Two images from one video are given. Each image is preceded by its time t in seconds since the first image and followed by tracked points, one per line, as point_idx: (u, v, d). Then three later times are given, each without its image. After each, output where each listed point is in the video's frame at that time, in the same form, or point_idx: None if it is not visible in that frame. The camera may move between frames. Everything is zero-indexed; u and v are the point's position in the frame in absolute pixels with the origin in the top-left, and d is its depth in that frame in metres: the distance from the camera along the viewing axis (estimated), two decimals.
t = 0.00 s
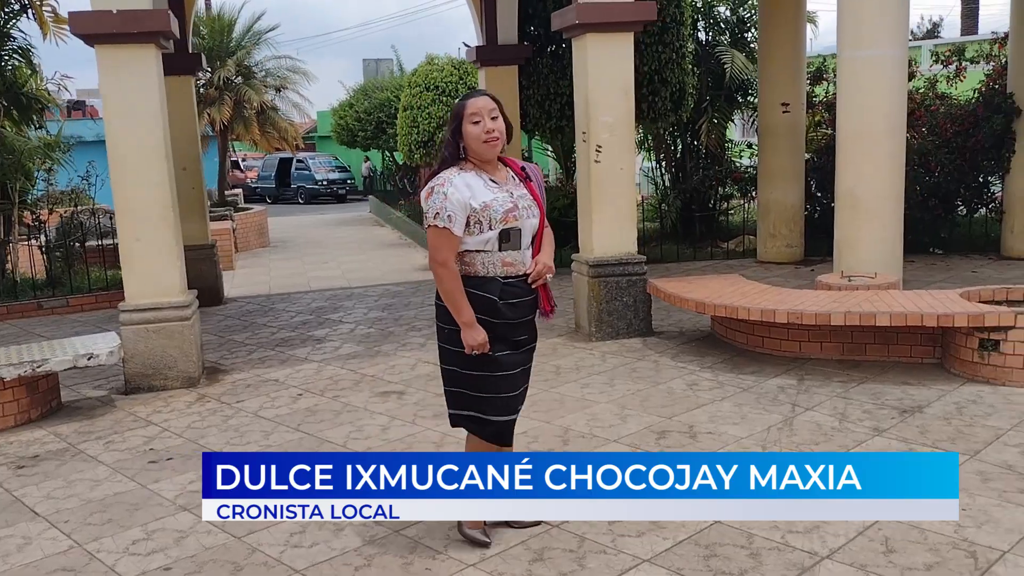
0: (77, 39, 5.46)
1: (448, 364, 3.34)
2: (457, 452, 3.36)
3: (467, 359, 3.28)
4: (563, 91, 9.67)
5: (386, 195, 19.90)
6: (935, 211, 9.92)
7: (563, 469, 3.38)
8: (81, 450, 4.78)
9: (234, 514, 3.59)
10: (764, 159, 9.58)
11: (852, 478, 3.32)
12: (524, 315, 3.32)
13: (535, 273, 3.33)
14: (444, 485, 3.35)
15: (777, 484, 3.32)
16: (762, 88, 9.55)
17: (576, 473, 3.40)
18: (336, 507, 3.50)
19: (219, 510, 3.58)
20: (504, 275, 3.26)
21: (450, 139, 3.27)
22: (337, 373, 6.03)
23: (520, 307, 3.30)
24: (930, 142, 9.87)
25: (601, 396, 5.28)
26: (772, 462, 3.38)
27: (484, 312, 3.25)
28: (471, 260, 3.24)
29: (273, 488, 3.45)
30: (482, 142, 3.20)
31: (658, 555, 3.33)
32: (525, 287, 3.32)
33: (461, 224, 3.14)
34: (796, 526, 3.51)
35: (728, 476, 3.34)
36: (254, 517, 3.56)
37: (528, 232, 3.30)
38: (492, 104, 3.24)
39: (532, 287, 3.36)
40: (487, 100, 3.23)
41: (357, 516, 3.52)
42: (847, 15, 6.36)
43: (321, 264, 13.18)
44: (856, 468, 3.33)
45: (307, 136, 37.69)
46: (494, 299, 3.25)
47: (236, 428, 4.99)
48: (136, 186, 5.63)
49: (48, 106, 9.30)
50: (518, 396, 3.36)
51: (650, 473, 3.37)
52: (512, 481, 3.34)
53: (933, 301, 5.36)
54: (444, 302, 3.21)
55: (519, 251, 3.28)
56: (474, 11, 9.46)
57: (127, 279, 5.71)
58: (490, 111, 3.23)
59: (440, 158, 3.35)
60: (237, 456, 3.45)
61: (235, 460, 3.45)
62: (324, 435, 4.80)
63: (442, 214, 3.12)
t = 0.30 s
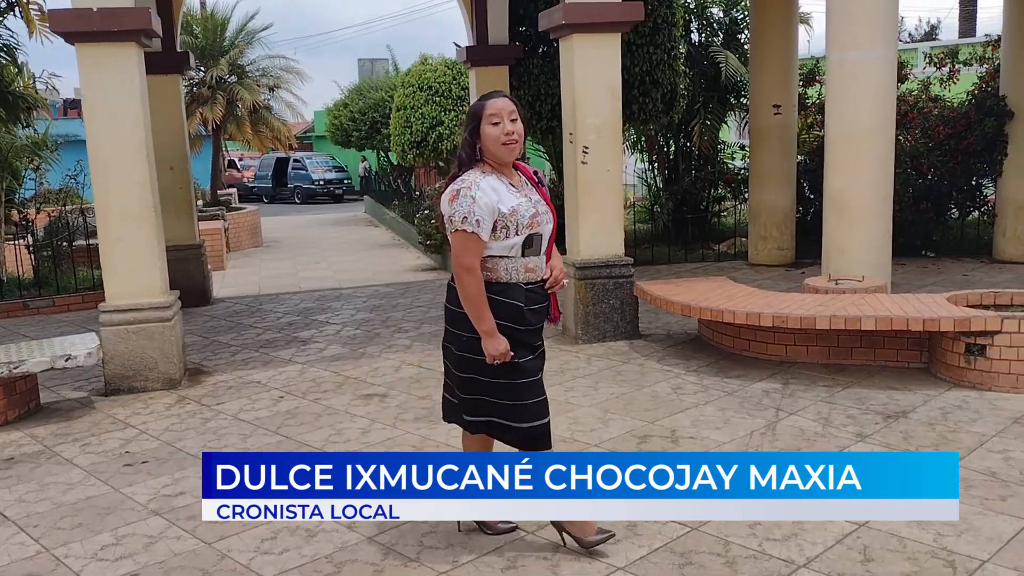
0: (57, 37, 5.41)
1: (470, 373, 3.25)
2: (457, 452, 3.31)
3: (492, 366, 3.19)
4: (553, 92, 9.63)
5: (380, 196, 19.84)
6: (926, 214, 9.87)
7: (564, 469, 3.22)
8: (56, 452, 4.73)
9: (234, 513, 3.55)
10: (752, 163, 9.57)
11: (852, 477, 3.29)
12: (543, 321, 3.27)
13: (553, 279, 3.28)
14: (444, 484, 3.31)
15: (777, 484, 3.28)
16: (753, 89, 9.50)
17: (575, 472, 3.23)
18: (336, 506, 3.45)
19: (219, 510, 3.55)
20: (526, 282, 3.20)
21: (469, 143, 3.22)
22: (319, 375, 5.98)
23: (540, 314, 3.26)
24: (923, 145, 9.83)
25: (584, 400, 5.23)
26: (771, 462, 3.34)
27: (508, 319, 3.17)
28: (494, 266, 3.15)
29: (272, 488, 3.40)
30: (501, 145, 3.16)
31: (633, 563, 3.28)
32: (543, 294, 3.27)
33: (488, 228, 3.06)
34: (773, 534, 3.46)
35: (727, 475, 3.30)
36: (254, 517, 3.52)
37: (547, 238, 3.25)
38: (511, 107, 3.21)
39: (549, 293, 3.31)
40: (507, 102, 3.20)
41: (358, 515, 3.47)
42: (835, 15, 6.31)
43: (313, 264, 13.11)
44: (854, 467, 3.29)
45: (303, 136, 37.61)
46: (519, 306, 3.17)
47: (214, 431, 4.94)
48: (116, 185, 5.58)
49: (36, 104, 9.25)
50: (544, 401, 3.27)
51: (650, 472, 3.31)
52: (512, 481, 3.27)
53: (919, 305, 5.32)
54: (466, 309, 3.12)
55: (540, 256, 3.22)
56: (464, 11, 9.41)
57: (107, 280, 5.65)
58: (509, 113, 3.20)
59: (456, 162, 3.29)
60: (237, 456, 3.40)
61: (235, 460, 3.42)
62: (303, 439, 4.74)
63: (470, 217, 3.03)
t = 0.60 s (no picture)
0: (35, 34, 5.32)
1: (510, 385, 3.15)
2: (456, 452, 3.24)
3: (535, 372, 3.11)
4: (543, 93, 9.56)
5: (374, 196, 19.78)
6: (920, 215, 9.79)
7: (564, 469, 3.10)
8: (30, 456, 4.65)
9: (234, 513, 3.47)
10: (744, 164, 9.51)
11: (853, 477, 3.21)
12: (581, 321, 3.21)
13: (587, 276, 3.22)
14: (444, 485, 3.23)
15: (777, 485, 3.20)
16: (746, 89, 9.41)
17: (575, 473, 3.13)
18: (335, 507, 3.36)
19: (219, 510, 3.47)
20: (567, 281, 3.12)
21: (494, 142, 3.08)
22: (302, 378, 5.90)
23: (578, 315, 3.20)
24: (917, 146, 9.75)
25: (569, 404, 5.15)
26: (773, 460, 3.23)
27: (555, 321, 3.08)
28: (536, 268, 3.05)
29: (272, 488, 3.32)
30: (528, 142, 3.05)
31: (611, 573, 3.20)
32: (579, 292, 3.21)
33: (533, 230, 2.94)
34: (755, 543, 3.38)
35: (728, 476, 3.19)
36: (254, 517, 3.45)
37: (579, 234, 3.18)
38: (535, 102, 3.08)
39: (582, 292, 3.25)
40: (531, 97, 3.07)
41: (357, 516, 3.40)
42: (826, 15, 6.22)
43: (304, 265, 13.04)
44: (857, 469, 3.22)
45: (299, 136, 37.53)
46: (565, 306, 3.09)
47: (191, 435, 4.85)
48: (95, 186, 5.49)
49: (22, 103, 9.16)
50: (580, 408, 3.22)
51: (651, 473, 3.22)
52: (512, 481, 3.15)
53: (909, 307, 5.24)
54: (518, 315, 3.00)
55: (574, 254, 3.15)
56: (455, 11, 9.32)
57: (86, 281, 5.57)
58: (535, 108, 3.07)
59: (479, 162, 3.13)
60: (237, 456, 3.31)
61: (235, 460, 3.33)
62: (280, 443, 4.66)
63: (516, 219, 2.89)
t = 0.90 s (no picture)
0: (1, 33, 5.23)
1: (502, 390, 3.02)
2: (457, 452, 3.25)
3: (537, 378, 2.97)
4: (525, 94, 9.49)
5: (360, 197, 19.67)
6: (901, 219, 9.79)
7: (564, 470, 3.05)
8: None
9: (234, 513, 3.52)
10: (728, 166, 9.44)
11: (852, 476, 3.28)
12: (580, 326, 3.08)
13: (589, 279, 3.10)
14: (444, 484, 3.25)
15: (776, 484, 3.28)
16: (727, 92, 9.37)
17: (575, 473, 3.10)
18: (336, 507, 3.41)
19: (219, 510, 3.52)
20: (567, 284, 3.00)
21: (494, 139, 2.95)
22: (273, 384, 5.80)
23: (577, 320, 3.07)
24: (899, 149, 9.73)
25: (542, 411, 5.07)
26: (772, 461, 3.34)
27: (552, 325, 2.96)
28: (535, 269, 2.93)
29: (273, 488, 3.38)
30: (529, 141, 2.92)
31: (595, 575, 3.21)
32: (580, 296, 3.09)
33: (531, 230, 2.83)
34: (721, 556, 3.32)
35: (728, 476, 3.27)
36: (255, 517, 3.49)
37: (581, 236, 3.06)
38: (540, 99, 2.95)
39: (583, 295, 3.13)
40: (535, 95, 2.94)
41: (357, 515, 3.45)
42: (804, 19, 6.18)
43: (286, 266, 12.92)
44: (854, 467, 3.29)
45: (287, 136, 37.37)
46: (564, 310, 2.97)
47: (156, 443, 4.77)
48: (62, 188, 5.40)
49: None
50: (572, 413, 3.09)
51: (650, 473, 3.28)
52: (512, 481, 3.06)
53: (885, 313, 5.20)
54: (514, 318, 2.88)
55: (575, 255, 3.03)
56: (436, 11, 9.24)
57: (53, 285, 5.48)
58: (538, 106, 2.94)
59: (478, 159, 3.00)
60: (238, 456, 3.38)
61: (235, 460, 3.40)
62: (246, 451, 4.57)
63: (514, 218, 2.78)
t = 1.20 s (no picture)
0: None
1: (488, 397, 2.93)
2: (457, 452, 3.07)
3: (515, 388, 2.89)
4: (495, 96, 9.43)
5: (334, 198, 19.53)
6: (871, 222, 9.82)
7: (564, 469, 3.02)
8: None
9: (235, 513, 3.48)
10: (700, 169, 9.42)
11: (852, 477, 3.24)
12: (569, 336, 2.99)
13: (580, 289, 2.99)
14: (444, 484, 3.09)
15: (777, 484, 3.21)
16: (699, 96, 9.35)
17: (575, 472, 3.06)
18: (336, 507, 3.39)
19: (219, 510, 3.47)
20: (555, 294, 2.90)
21: (486, 146, 2.89)
22: (234, 390, 5.70)
23: (565, 331, 2.97)
24: (869, 153, 9.76)
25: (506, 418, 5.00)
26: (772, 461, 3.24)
27: (534, 335, 2.87)
28: (518, 278, 2.85)
29: (272, 488, 3.34)
30: (522, 148, 2.84)
31: None
32: (572, 306, 2.98)
33: (511, 239, 2.75)
34: (679, 567, 3.27)
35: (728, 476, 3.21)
36: (255, 516, 3.45)
37: (575, 245, 2.96)
38: (534, 107, 2.88)
39: (577, 306, 3.02)
40: (529, 102, 2.87)
41: (357, 515, 3.42)
42: (774, 22, 6.15)
43: (257, 269, 12.77)
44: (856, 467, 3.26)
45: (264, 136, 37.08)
46: (547, 321, 2.88)
47: (110, 451, 4.65)
48: (17, 189, 5.27)
49: None
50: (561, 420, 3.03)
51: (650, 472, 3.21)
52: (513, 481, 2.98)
53: (851, 319, 5.18)
54: (492, 328, 2.82)
55: (566, 265, 2.93)
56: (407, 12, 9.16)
57: (8, 288, 5.35)
58: (532, 114, 2.87)
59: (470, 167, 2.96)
60: (238, 456, 3.35)
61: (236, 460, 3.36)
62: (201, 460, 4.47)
63: (492, 227, 2.72)
